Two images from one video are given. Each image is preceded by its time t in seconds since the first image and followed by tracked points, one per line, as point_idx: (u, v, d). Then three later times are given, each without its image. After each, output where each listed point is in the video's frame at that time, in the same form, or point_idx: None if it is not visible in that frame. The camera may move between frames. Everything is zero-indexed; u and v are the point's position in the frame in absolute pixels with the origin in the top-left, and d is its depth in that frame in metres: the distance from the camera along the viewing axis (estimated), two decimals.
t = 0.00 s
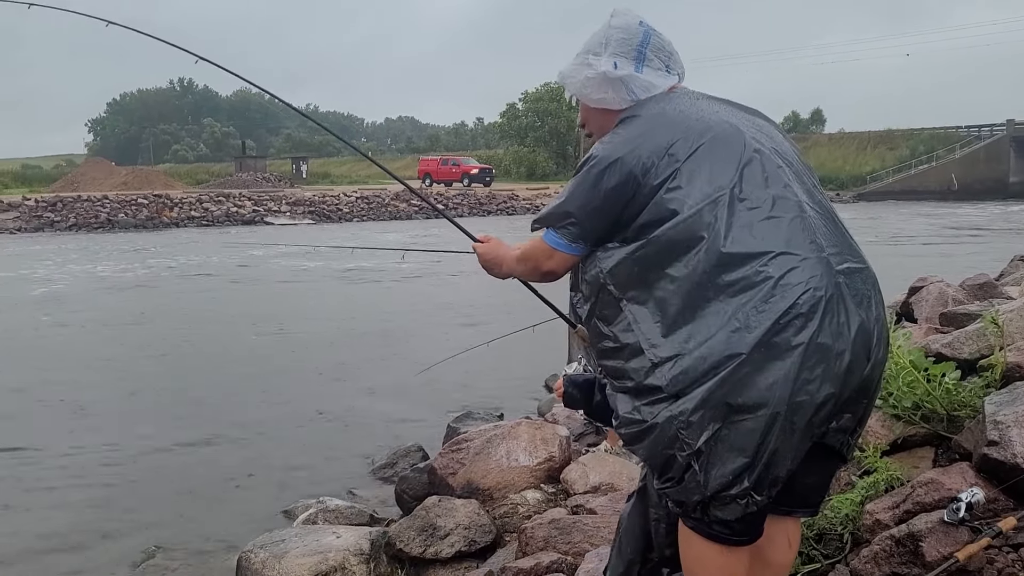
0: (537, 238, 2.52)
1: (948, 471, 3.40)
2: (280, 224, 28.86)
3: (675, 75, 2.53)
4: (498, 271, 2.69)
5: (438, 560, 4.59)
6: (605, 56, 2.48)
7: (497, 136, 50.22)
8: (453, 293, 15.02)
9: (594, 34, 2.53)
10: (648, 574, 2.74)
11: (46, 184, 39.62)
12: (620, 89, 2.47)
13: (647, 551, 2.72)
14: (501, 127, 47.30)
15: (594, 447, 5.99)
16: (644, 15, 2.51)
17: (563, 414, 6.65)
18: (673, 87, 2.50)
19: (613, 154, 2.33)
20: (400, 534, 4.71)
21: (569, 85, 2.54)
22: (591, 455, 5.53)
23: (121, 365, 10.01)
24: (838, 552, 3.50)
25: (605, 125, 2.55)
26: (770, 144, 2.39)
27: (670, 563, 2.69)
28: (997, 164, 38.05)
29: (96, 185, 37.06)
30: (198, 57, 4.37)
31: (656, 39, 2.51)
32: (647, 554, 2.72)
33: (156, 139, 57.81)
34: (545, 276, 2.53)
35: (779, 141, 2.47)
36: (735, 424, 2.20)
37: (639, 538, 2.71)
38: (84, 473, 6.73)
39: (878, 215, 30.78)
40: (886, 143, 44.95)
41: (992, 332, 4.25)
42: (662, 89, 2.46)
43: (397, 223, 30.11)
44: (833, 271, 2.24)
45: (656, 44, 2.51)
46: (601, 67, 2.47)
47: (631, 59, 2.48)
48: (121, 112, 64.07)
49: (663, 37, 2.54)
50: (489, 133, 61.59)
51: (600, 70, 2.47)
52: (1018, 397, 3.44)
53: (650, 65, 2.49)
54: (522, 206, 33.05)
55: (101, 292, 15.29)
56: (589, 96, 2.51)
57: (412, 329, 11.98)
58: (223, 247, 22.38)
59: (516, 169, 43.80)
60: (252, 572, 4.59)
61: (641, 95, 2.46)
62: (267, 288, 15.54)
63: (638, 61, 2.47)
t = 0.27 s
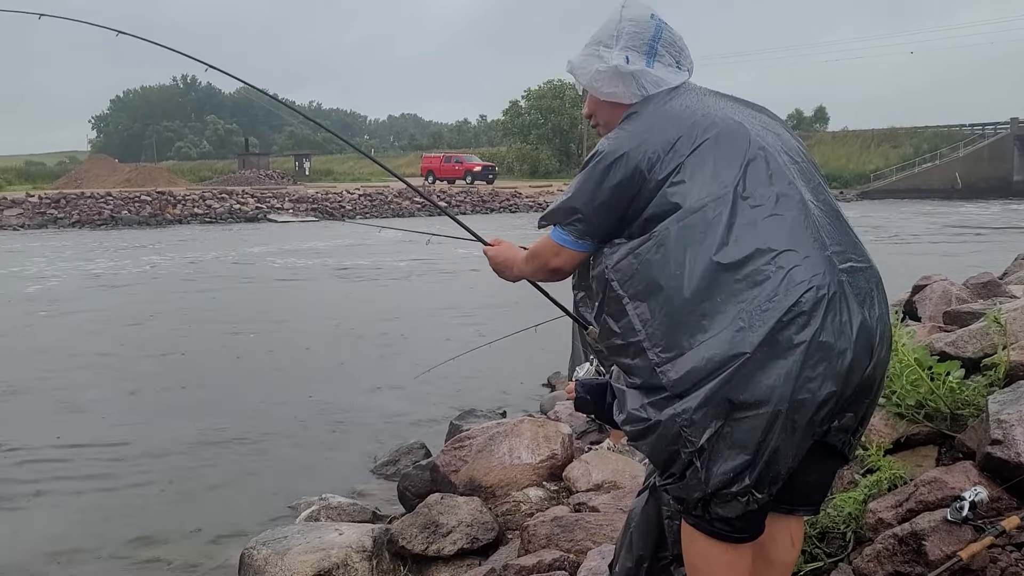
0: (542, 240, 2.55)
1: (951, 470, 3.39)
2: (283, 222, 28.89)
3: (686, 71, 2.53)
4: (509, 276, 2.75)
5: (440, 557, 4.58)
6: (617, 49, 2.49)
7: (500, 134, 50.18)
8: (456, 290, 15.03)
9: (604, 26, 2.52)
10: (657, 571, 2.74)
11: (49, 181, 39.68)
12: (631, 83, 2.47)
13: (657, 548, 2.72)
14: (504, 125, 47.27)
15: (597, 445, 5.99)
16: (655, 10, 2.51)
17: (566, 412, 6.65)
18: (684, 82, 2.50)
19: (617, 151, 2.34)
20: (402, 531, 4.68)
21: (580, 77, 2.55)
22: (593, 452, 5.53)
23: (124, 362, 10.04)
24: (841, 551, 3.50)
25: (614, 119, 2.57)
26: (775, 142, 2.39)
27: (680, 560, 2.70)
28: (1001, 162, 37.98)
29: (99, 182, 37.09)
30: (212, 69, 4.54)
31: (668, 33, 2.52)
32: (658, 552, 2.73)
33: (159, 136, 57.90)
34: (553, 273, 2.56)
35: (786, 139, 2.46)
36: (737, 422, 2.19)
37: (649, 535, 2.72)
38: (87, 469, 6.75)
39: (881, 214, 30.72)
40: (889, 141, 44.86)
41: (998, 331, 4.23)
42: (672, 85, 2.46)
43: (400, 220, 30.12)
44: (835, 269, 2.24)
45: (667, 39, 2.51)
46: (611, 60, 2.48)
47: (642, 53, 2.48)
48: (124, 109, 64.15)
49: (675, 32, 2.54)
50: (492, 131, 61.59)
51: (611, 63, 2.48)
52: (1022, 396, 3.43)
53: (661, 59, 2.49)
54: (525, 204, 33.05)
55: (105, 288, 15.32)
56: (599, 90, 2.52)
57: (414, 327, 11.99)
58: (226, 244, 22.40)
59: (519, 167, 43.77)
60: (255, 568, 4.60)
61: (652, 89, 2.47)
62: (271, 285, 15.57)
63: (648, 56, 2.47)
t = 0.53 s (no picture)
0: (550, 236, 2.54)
1: (955, 470, 3.39)
2: (287, 219, 28.91)
3: (692, 69, 2.53)
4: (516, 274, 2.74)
5: (443, 555, 4.58)
6: (625, 45, 2.48)
7: (503, 132, 50.15)
8: (459, 289, 15.04)
9: (611, 22, 2.52)
10: (662, 570, 2.74)
11: (53, 178, 39.75)
12: (638, 80, 2.46)
13: (661, 546, 2.72)
14: (509, 123, 47.24)
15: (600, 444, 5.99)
16: (662, 8, 2.51)
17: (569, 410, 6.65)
18: (692, 80, 2.50)
19: (627, 147, 2.33)
20: (405, 529, 4.68)
21: (586, 74, 2.54)
22: (597, 451, 5.53)
23: (128, 359, 10.06)
24: (844, 550, 3.50)
25: (620, 116, 2.56)
26: (784, 140, 2.38)
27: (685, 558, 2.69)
28: (1007, 162, 37.88)
29: (104, 180, 37.15)
30: (216, 66, 4.51)
31: (674, 31, 2.52)
32: (662, 550, 2.72)
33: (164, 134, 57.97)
34: (560, 271, 2.54)
35: (793, 136, 2.46)
36: (745, 420, 2.19)
37: (653, 533, 2.72)
38: (91, 466, 6.76)
39: (886, 213, 30.66)
40: (895, 140, 44.75)
41: (1002, 331, 4.23)
42: (679, 82, 2.46)
43: (404, 218, 30.14)
44: (843, 267, 2.24)
45: (675, 37, 2.52)
46: (619, 57, 2.47)
47: (650, 50, 2.47)
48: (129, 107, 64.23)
49: (681, 30, 2.54)
50: (496, 129, 61.58)
51: (619, 59, 2.46)
52: None
53: (669, 57, 2.49)
54: (529, 202, 33.04)
55: (109, 286, 15.34)
56: (607, 86, 2.51)
57: (417, 325, 12.00)
58: (230, 242, 22.43)
59: (523, 166, 43.74)
60: (259, 566, 4.61)
61: (659, 87, 2.46)
62: (274, 283, 15.59)
63: (657, 53, 2.47)
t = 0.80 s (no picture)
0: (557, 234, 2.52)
1: (957, 469, 3.38)
2: (289, 217, 28.92)
3: (700, 63, 2.52)
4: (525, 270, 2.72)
5: (444, 553, 4.58)
6: (634, 38, 2.46)
7: (505, 130, 50.14)
8: (461, 287, 15.04)
9: (620, 14, 2.49)
10: (666, 571, 2.73)
11: (55, 176, 39.77)
12: (648, 73, 2.44)
13: (666, 545, 2.72)
14: (510, 121, 47.20)
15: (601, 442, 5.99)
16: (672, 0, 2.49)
17: (570, 409, 6.64)
18: (701, 74, 2.48)
19: (639, 146, 2.31)
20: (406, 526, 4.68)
21: (594, 66, 2.51)
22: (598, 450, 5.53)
23: (130, 357, 10.07)
24: (845, 549, 3.50)
25: (626, 109, 2.53)
26: (792, 139, 2.38)
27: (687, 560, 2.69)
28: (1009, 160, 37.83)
29: (105, 177, 37.16)
30: (226, 49, 4.51)
31: (683, 24, 2.50)
32: (667, 550, 2.72)
33: (166, 131, 57.96)
34: (569, 269, 2.52)
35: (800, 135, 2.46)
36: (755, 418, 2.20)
37: (658, 533, 2.72)
38: (92, 464, 6.77)
39: (888, 211, 30.61)
40: (897, 139, 44.66)
41: (1004, 330, 4.22)
42: (688, 77, 2.44)
43: (406, 216, 30.15)
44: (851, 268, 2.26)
45: (683, 30, 2.50)
46: (630, 50, 2.44)
47: (659, 44, 2.46)
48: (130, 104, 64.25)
49: (689, 23, 2.53)
50: (498, 127, 61.53)
51: (630, 53, 2.44)
52: None
53: (678, 50, 2.47)
54: (530, 200, 33.03)
55: (110, 284, 15.35)
56: (616, 79, 2.48)
57: (418, 323, 12.00)
58: (231, 239, 22.44)
59: (525, 164, 43.69)
60: (259, 564, 4.60)
61: (668, 81, 2.44)
62: (275, 281, 15.60)
63: (665, 47, 2.45)
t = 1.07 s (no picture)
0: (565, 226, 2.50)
1: (954, 466, 3.38)
2: (285, 213, 28.88)
3: (707, 55, 2.49)
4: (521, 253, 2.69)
5: (441, 550, 4.58)
6: (643, 29, 2.42)
7: (502, 127, 50.13)
8: (458, 284, 15.04)
9: (628, 3, 2.45)
10: (671, 568, 2.72)
11: (51, 171, 39.65)
12: (657, 66, 2.41)
13: (670, 542, 2.71)
14: (508, 117, 47.17)
15: (599, 439, 5.99)
16: None
17: (568, 405, 6.64)
18: (708, 66, 2.46)
19: (655, 141, 2.28)
20: (403, 523, 4.67)
21: (601, 57, 2.46)
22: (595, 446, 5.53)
23: (126, 355, 10.05)
24: (843, 546, 3.50)
25: (632, 100, 2.49)
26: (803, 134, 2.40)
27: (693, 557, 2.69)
28: (1006, 157, 37.93)
29: (101, 173, 37.06)
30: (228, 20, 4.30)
31: (690, 14, 2.47)
32: (672, 547, 2.71)
33: (162, 127, 57.82)
34: (573, 258, 2.51)
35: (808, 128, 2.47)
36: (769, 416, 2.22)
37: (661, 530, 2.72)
38: (88, 462, 6.75)
39: (885, 208, 30.67)
40: (893, 135, 44.74)
41: (1002, 327, 4.21)
42: (697, 69, 2.41)
43: (403, 212, 30.13)
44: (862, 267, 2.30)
45: (690, 21, 2.46)
46: (640, 41, 2.40)
47: (667, 35, 2.42)
48: (126, 100, 64.09)
49: (696, 14, 2.50)
50: (495, 123, 61.50)
51: (639, 45, 2.40)
52: None
53: (685, 42, 2.44)
54: (527, 197, 33.02)
55: (106, 280, 15.31)
56: (624, 71, 2.44)
57: (415, 320, 11.99)
58: (227, 235, 22.40)
59: (522, 160, 43.65)
60: (255, 561, 4.60)
61: (677, 73, 2.41)
62: (272, 278, 15.58)
63: (673, 39, 2.42)
